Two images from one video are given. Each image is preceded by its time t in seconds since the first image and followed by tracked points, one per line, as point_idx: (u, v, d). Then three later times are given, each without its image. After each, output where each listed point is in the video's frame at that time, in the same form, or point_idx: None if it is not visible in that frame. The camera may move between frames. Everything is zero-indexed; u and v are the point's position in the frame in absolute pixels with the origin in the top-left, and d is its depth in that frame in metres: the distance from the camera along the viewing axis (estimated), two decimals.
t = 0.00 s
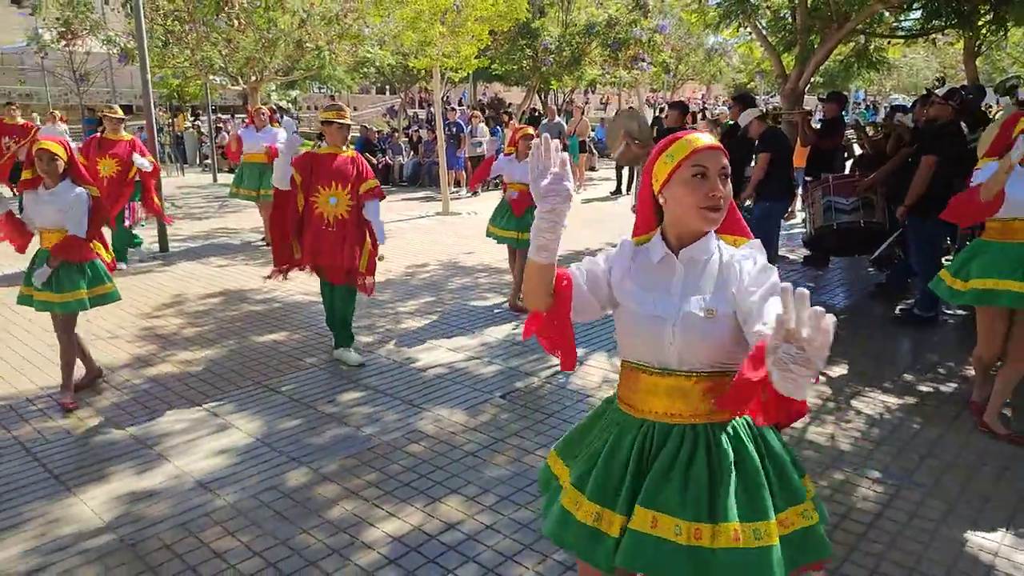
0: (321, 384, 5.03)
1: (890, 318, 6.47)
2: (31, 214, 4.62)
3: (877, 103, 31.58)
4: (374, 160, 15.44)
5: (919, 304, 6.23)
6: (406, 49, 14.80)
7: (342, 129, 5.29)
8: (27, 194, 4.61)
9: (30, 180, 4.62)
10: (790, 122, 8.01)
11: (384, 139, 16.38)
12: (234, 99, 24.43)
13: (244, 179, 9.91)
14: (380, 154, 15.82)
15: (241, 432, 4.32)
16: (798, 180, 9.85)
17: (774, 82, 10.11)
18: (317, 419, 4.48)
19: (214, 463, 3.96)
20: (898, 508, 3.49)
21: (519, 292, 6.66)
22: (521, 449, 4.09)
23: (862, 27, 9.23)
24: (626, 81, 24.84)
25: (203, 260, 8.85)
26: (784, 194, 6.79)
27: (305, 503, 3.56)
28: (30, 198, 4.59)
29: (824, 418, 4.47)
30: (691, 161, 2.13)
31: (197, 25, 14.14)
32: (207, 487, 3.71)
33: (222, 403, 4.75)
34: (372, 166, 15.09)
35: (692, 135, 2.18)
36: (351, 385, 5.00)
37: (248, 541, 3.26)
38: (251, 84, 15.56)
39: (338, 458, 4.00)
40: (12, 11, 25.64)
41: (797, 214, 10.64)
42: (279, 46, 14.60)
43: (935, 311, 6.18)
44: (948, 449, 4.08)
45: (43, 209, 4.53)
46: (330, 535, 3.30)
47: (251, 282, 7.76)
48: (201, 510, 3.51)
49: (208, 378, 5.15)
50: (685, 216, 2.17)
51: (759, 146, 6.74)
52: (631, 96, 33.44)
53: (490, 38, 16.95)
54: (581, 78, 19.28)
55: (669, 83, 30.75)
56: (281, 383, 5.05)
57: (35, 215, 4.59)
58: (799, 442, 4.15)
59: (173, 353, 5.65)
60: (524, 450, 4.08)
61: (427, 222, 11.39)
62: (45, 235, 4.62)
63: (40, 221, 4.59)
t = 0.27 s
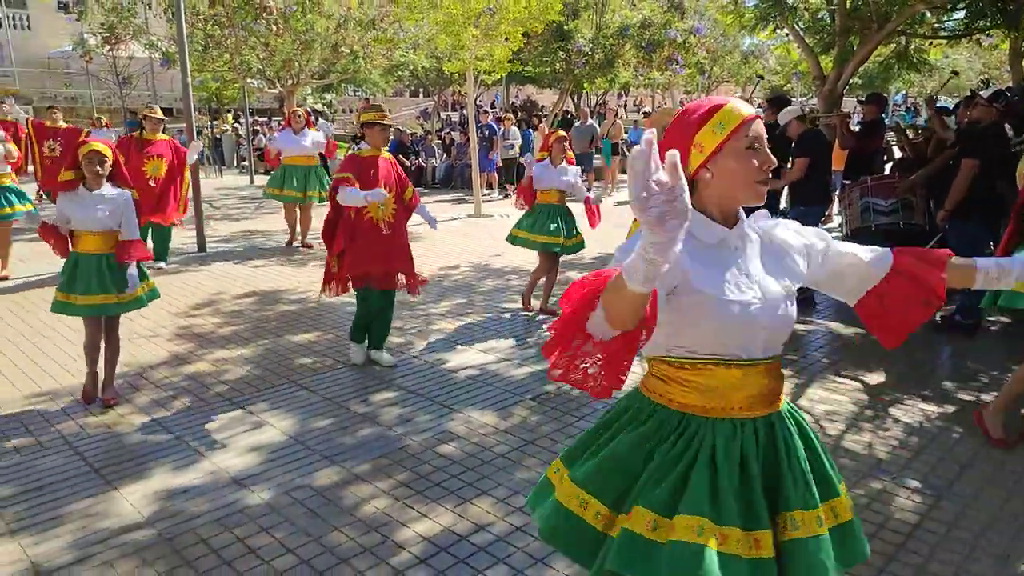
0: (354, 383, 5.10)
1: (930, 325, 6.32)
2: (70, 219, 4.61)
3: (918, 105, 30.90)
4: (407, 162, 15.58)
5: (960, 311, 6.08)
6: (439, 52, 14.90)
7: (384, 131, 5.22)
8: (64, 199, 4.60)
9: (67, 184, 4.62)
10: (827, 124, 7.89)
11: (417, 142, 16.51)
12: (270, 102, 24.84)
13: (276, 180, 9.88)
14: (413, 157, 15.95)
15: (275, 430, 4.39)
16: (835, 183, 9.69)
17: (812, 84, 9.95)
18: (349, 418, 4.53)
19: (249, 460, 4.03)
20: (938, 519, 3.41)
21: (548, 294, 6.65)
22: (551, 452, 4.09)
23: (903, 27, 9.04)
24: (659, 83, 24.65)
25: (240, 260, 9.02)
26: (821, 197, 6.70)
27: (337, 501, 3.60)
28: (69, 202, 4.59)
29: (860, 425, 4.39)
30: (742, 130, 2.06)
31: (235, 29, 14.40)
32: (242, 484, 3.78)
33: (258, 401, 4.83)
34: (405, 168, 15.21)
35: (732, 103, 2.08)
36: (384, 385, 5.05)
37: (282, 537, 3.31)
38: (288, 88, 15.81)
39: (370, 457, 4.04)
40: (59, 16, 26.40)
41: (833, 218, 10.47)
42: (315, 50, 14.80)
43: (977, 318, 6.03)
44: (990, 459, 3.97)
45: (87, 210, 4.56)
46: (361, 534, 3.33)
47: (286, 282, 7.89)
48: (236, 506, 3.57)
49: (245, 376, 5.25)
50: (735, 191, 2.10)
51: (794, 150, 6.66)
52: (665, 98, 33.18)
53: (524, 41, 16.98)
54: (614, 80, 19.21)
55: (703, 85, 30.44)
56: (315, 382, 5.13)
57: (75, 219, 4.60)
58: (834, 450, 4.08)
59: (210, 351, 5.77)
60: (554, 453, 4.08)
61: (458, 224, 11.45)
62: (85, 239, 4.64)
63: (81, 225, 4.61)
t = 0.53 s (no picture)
0: (381, 383, 5.16)
1: (963, 332, 6.21)
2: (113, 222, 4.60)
3: (953, 107, 30.33)
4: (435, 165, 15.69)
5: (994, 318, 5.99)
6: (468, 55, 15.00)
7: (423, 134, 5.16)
8: (107, 201, 4.57)
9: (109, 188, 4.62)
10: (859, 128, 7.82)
11: (445, 144, 16.63)
12: (302, 105, 25.19)
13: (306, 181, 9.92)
14: (441, 159, 16.06)
15: (303, 428, 4.46)
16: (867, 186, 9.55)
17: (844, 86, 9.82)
18: (375, 418, 4.59)
19: (278, 457, 4.10)
20: (970, 529, 3.35)
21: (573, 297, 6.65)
22: (575, 454, 4.10)
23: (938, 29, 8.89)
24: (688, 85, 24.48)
25: (270, 261, 9.16)
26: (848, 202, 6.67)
27: (363, 500, 3.65)
28: (112, 204, 4.58)
29: (890, 433, 4.33)
30: (821, 154, 1.86)
31: (269, 33, 14.64)
32: (271, 480, 3.85)
33: (287, 399, 4.91)
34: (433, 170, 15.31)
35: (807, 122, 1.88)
36: (410, 385, 5.11)
37: (308, 534, 3.37)
38: (319, 91, 16.03)
39: (396, 457, 4.09)
40: (98, 21, 27.04)
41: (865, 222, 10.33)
42: (346, 54, 14.99)
43: (1012, 325, 5.94)
44: None
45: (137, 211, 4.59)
46: (386, 532, 3.38)
47: (315, 283, 8.00)
48: (264, 503, 3.64)
49: (275, 375, 5.34)
50: (811, 215, 1.91)
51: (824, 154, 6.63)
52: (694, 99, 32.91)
53: (552, 44, 17.01)
54: (642, 83, 19.17)
55: (734, 86, 30.13)
56: (343, 381, 5.20)
57: (119, 222, 4.61)
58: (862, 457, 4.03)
59: (241, 350, 5.88)
60: (578, 455, 4.09)
61: (485, 226, 11.51)
62: (128, 241, 4.66)
63: (125, 228, 4.62)
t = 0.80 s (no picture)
0: (402, 384, 5.18)
1: (992, 339, 6.10)
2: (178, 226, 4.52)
3: (982, 109, 29.81)
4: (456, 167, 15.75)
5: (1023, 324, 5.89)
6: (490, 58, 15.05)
7: (460, 144, 5.42)
8: (173, 206, 4.47)
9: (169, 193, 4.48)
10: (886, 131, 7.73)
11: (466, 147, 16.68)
12: (325, 108, 25.41)
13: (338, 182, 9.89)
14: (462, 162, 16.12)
15: (323, 429, 4.49)
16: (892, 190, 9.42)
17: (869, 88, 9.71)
18: (395, 419, 4.61)
19: (298, 457, 4.13)
20: (998, 539, 3.29)
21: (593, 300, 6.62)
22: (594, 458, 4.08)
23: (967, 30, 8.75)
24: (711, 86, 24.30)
25: (293, 262, 9.25)
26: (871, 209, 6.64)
27: (382, 500, 3.66)
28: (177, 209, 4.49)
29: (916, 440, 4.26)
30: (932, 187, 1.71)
31: (293, 37, 14.79)
32: (291, 480, 3.88)
33: (308, 399, 4.95)
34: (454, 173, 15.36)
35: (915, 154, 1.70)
36: (429, 387, 5.12)
37: (328, 533, 3.39)
38: (342, 94, 16.16)
39: (415, 458, 4.10)
40: (127, 25, 27.53)
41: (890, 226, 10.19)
42: (370, 57, 15.11)
43: None
44: None
45: (204, 215, 4.55)
46: (405, 533, 3.39)
47: (337, 284, 8.06)
48: (284, 502, 3.67)
49: (296, 375, 5.39)
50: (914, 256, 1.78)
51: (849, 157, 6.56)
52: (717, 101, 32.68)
53: (574, 47, 17.00)
54: (665, 85, 19.08)
55: (758, 88, 29.87)
56: (363, 382, 5.23)
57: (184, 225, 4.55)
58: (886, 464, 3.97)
59: (263, 351, 5.93)
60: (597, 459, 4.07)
61: (506, 229, 11.53)
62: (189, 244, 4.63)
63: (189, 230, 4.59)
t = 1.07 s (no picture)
0: (416, 385, 5.19)
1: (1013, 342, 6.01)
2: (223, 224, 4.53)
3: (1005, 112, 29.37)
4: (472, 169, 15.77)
5: None
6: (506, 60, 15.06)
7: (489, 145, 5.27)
8: (218, 206, 4.46)
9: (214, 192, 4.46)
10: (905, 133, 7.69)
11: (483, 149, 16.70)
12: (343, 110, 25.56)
13: (364, 184, 9.87)
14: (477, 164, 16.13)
15: (338, 429, 4.52)
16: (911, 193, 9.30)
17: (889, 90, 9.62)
18: (409, 420, 4.63)
19: (312, 458, 4.15)
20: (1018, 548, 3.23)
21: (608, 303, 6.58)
22: (608, 461, 4.07)
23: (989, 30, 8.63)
24: (729, 88, 24.16)
25: (309, 264, 9.31)
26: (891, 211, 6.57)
27: (396, 501, 3.68)
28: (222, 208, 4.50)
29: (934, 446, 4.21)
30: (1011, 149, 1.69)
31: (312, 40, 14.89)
32: (306, 479, 3.91)
33: (322, 400, 4.97)
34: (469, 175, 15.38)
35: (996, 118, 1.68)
36: (444, 388, 5.13)
37: (342, 533, 3.41)
38: (359, 96, 16.26)
39: (429, 459, 4.11)
40: (148, 29, 27.85)
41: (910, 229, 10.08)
42: (386, 59, 15.19)
43: None
44: None
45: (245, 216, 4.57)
46: (419, 534, 3.39)
47: (353, 285, 8.09)
48: (299, 502, 3.69)
49: (312, 376, 5.42)
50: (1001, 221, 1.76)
51: (871, 158, 6.50)
52: (735, 104, 32.47)
53: (591, 48, 16.96)
54: (682, 87, 19.01)
55: (776, 90, 29.64)
56: (377, 383, 5.25)
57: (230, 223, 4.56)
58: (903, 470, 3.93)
59: (280, 351, 5.98)
60: (612, 462, 4.06)
61: (522, 231, 11.53)
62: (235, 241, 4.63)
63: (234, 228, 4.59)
